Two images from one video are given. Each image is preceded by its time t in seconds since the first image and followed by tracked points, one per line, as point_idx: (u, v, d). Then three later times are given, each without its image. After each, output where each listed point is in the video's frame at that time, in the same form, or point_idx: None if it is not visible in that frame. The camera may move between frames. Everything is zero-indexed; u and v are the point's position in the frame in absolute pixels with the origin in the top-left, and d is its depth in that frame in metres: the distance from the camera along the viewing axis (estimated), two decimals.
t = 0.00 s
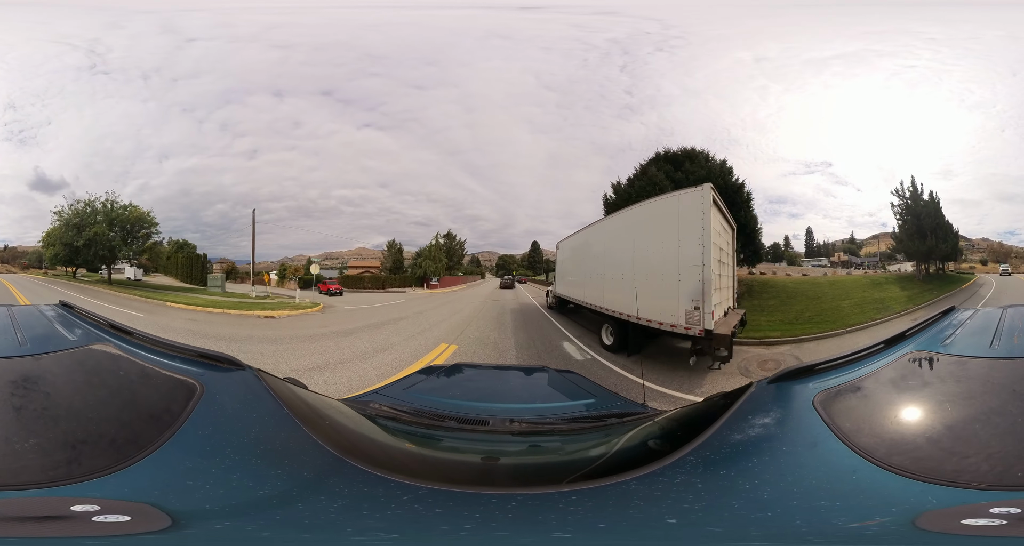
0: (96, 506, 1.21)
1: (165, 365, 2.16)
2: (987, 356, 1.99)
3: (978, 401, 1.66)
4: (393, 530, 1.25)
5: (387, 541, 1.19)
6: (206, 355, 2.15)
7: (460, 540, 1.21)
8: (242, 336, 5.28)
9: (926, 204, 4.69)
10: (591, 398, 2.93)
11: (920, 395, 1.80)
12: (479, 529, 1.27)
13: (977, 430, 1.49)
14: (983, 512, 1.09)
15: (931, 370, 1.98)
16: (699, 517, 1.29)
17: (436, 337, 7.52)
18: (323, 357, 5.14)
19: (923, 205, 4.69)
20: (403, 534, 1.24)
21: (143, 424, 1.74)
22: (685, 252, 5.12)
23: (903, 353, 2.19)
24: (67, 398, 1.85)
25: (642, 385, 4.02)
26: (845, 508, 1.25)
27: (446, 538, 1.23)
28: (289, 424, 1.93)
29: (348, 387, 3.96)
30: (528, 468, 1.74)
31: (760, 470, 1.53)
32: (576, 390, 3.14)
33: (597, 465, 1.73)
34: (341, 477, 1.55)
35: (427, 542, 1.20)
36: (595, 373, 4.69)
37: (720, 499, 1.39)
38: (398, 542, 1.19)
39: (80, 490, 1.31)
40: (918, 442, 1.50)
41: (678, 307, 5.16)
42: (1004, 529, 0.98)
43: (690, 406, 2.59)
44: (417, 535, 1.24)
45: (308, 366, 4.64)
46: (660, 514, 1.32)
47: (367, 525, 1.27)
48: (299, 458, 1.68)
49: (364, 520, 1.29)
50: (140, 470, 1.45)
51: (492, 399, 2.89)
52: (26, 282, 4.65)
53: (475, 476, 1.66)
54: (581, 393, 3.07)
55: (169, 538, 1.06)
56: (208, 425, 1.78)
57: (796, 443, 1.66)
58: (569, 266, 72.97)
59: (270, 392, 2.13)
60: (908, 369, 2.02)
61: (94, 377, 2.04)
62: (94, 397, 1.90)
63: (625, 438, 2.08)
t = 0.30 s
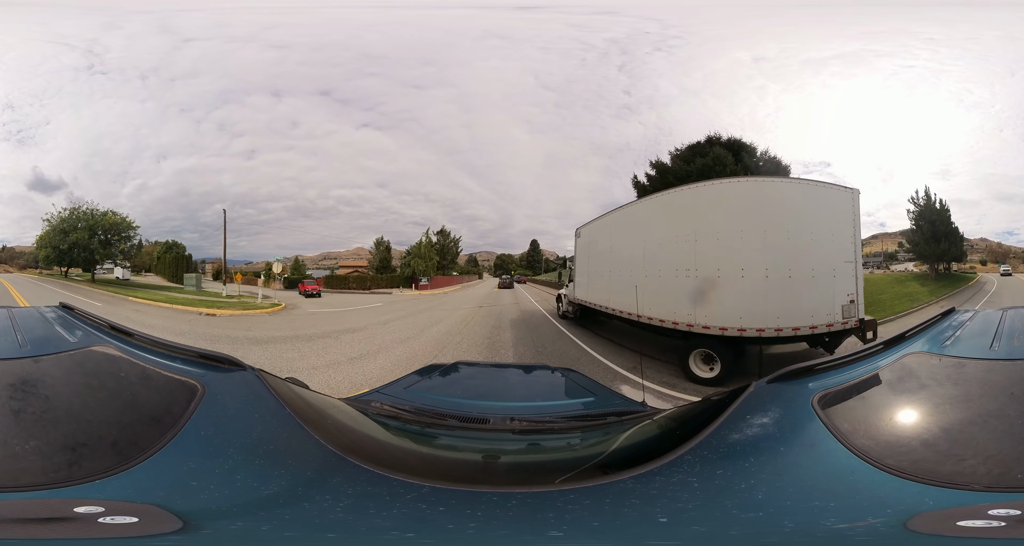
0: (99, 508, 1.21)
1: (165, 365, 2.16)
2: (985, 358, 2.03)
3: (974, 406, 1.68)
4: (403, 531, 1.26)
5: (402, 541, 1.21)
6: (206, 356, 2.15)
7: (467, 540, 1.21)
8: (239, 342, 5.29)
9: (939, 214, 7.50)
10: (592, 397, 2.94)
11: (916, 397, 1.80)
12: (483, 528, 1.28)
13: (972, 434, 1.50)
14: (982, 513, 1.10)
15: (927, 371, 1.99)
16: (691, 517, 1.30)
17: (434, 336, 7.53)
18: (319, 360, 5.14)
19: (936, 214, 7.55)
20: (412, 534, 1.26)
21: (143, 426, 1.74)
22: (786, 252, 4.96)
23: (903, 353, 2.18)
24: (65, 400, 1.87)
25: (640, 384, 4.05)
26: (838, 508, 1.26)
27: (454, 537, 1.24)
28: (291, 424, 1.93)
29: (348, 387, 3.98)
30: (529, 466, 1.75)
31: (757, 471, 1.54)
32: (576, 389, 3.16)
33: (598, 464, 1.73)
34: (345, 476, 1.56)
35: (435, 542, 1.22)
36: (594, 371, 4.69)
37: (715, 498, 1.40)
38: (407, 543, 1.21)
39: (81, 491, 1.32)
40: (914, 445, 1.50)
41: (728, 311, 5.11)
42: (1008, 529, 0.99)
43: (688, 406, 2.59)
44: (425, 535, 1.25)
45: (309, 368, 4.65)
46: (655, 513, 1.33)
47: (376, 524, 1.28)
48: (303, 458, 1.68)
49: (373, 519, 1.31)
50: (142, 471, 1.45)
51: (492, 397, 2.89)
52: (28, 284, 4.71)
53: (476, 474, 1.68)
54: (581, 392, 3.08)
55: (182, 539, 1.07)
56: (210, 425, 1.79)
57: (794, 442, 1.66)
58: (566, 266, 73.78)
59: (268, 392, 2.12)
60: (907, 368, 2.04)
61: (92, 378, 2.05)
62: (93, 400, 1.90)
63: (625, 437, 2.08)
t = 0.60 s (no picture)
0: (99, 510, 1.22)
1: (165, 367, 2.17)
2: (985, 358, 2.06)
3: (970, 407, 1.69)
4: (410, 530, 1.28)
5: (412, 541, 1.23)
6: (206, 357, 2.16)
7: (471, 540, 1.22)
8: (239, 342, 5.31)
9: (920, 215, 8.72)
10: (592, 395, 2.95)
11: (912, 398, 1.81)
12: (488, 527, 1.29)
13: (967, 437, 1.51)
14: (977, 515, 1.11)
15: (924, 372, 2.00)
16: (686, 516, 1.31)
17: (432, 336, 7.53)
18: (318, 360, 5.14)
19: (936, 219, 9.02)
20: (418, 534, 1.27)
21: (143, 427, 1.75)
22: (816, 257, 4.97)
23: (902, 353, 2.18)
24: (63, 403, 1.87)
25: (639, 383, 4.08)
26: (832, 508, 1.27)
27: (459, 536, 1.25)
28: (293, 424, 1.94)
29: (348, 386, 4.01)
30: (531, 465, 1.76)
31: (754, 469, 1.55)
32: (576, 387, 3.18)
33: (597, 462, 1.74)
34: (348, 476, 1.57)
35: (441, 541, 1.23)
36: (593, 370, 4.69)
37: (712, 497, 1.41)
38: (412, 542, 1.22)
39: (81, 492, 1.33)
40: (910, 446, 1.51)
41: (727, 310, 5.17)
42: (1008, 529, 1.00)
43: (688, 403, 2.60)
44: (430, 534, 1.26)
45: (308, 368, 4.67)
46: (654, 512, 1.34)
47: (383, 524, 1.29)
48: (306, 458, 1.69)
49: (379, 519, 1.32)
50: (143, 472, 1.46)
51: (493, 396, 2.91)
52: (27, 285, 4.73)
53: (477, 472, 1.69)
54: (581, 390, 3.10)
55: (189, 539, 1.08)
56: (212, 426, 1.80)
57: (792, 440, 1.67)
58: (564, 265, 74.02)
59: (269, 393, 2.12)
60: (908, 368, 2.05)
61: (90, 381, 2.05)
62: (91, 402, 1.90)
63: (625, 436, 2.09)
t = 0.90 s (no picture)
0: (97, 511, 1.22)
1: (166, 369, 2.18)
2: (985, 358, 2.07)
3: (968, 408, 1.69)
4: (416, 529, 1.29)
5: (418, 539, 1.23)
6: (207, 359, 2.17)
7: (474, 540, 1.22)
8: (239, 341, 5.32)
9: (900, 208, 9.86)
10: (594, 394, 2.96)
11: (909, 398, 1.82)
12: (491, 527, 1.29)
13: (964, 437, 1.52)
14: (972, 515, 1.11)
15: (923, 373, 2.01)
16: (684, 515, 1.32)
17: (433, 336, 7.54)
18: (316, 360, 5.13)
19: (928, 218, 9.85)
20: (422, 533, 1.27)
21: (142, 430, 1.75)
22: (837, 247, 4.96)
23: (901, 353, 2.19)
24: (62, 405, 1.87)
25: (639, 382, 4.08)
26: (829, 507, 1.28)
27: (462, 536, 1.25)
28: (295, 424, 1.95)
29: (349, 386, 4.02)
30: (533, 464, 1.77)
31: (752, 468, 1.56)
32: (577, 386, 3.19)
33: (597, 461, 1.75)
34: (351, 477, 1.57)
35: (448, 541, 1.23)
36: (593, 369, 4.70)
37: (711, 496, 1.42)
38: (416, 542, 1.22)
39: (79, 494, 1.33)
40: (906, 445, 1.52)
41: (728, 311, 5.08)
42: (1011, 527, 1.01)
43: (688, 402, 2.61)
44: (437, 534, 1.26)
45: (307, 368, 4.67)
46: (653, 511, 1.35)
47: (386, 525, 1.30)
48: (308, 459, 1.70)
49: (383, 520, 1.32)
50: (143, 473, 1.46)
51: (494, 395, 2.91)
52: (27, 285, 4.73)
53: (477, 472, 1.69)
54: (582, 389, 3.11)
55: (190, 540, 1.08)
56: (212, 427, 1.81)
57: (790, 440, 1.69)
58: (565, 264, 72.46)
59: (270, 393, 2.13)
60: (908, 368, 2.07)
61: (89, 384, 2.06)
62: (90, 404, 1.91)
63: (625, 435, 2.10)
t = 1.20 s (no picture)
0: (96, 512, 1.22)
1: (166, 370, 2.19)
2: (984, 360, 2.08)
3: (964, 409, 1.70)
4: (421, 528, 1.29)
5: (423, 539, 1.23)
6: (207, 359, 2.17)
7: (483, 540, 1.22)
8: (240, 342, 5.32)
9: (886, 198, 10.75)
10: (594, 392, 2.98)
11: (906, 398, 1.83)
12: (497, 527, 1.29)
13: (960, 438, 1.53)
14: (967, 516, 1.12)
15: (922, 374, 2.01)
16: (685, 513, 1.33)
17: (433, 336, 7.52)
18: (315, 360, 5.10)
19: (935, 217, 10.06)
20: (429, 532, 1.27)
21: (142, 431, 1.76)
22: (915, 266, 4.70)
23: (898, 353, 2.19)
24: (61, 407, 1.87)
25: (638, 381, 4.08)
26: (825, 506, 1.29)
27: (468, 535, 1.25)
28: (297, 425, 1.95)
29: (349, 386, 4.02)
30: (533, 463, 1.77)
31: (750, 467, 1.57)
32: (576, 384, 3.20)
33: (597, 461, 1.75)
34: (353, 478, 1.57)
35: (457, 540, 1.23)
36: (593, 368, 4.69)
37: (710, 495, 1.42)
38: (425, 541, 1.22)
39: (79, 495, 1.33)
40: (903, 445, 1.54)
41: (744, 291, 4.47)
42: (1011, 527, 1.02)
43: (688, 401, 2.62)
44: (445, 534, 1.26)
45: (307, 368, 4.67)
46: (654, 510, 1.35)
47: (394, 523, 1.31)
48: (309, 459, 1.70)
49: (387, 520, 1.33)
50: (144, 475, 1.47)
51: (494, 394, 2.91)
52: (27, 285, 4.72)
53: (478, 471, 1.69)
54: (582, 387, 3.12)
55: (193, 541, 1.08)
56: (213, 429, 1.82)
57: (787, 441, 1.70)
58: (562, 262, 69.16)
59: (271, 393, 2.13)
60: (907, 368, 2.07)
61: (88, 386, 2.06)
62: (90, 406, 1.92)
63: (624, 434, 2.11)
